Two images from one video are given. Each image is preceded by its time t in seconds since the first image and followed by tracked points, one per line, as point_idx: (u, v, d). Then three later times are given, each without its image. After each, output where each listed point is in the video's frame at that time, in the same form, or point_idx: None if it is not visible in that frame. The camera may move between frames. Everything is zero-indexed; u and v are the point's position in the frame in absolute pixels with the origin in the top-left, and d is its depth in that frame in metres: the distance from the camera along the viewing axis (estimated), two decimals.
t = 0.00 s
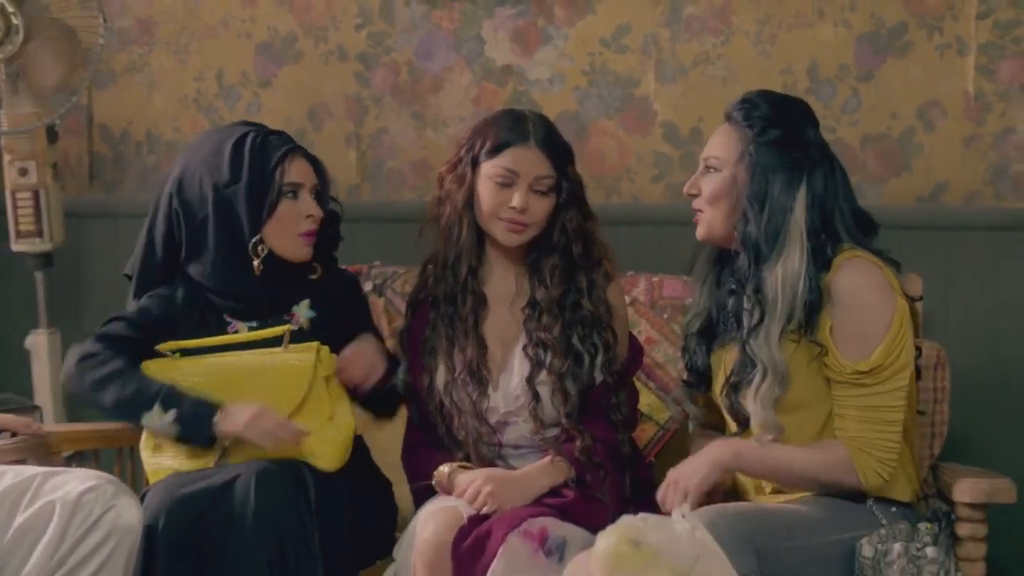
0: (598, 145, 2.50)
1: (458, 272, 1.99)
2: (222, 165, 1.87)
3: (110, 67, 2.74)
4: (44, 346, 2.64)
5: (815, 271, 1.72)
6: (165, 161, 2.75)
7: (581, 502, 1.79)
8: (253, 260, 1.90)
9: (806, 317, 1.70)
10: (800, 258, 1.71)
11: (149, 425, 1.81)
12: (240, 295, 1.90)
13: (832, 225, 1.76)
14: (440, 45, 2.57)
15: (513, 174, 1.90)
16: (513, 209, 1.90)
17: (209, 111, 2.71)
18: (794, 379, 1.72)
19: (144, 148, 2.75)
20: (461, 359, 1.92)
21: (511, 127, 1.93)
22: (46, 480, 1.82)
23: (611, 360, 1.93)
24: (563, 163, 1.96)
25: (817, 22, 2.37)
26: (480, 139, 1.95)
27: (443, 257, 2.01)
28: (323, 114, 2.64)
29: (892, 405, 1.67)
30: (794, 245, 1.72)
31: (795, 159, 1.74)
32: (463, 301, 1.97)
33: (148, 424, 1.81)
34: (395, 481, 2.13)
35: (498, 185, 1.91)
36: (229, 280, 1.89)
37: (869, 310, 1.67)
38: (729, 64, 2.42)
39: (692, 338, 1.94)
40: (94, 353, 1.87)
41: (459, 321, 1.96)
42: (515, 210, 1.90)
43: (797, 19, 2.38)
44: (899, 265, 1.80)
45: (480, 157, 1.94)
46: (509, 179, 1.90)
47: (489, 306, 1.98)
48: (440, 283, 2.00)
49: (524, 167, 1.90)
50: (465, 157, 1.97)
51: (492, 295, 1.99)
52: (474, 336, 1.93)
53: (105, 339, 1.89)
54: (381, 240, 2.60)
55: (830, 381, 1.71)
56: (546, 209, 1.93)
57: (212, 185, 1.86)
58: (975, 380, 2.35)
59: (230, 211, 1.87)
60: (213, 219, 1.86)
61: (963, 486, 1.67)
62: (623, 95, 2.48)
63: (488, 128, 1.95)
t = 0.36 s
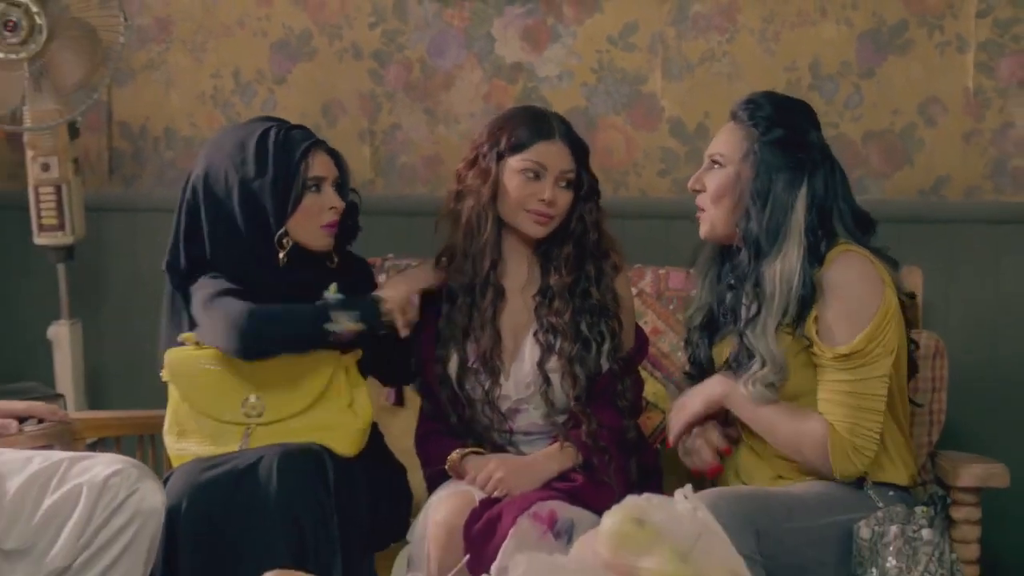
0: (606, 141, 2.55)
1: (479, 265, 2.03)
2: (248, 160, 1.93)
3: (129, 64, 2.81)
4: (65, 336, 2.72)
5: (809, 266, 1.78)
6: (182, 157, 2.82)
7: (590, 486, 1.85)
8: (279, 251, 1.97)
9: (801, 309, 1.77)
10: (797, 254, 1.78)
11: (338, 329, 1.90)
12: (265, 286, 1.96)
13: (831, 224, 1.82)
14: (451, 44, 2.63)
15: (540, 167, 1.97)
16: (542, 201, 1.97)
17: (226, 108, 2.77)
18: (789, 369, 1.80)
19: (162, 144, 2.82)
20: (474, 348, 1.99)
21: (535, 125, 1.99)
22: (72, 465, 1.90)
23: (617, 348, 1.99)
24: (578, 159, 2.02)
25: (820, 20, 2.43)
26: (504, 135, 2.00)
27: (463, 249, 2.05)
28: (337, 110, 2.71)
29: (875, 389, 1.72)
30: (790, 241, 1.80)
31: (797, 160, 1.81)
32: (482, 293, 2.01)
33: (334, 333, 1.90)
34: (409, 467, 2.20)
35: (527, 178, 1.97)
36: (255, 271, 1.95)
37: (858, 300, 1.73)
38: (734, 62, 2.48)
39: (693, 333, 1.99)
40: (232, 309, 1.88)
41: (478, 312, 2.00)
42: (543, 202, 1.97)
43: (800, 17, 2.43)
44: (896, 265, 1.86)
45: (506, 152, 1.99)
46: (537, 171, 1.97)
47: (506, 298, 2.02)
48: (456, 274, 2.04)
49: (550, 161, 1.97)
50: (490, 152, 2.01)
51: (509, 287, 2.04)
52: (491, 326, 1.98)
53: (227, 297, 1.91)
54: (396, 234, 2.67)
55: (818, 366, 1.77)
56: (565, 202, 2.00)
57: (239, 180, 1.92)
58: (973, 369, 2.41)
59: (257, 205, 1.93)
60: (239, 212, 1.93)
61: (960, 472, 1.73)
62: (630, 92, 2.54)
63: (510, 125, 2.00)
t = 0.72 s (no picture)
0: (618, 137, 2.61)
1: (499, 254, 2.11)
2: (288, 159, 2.01)
3: (151, 62, 2.88)
4: (89, 328, 2.79)
5: (809, 260, 1.86)
6: (203, 153, 2.88)
7: (602, 472, 1.93)
8: (325, 245, 2.05)
9: (801, 303, 1.85)
10: (796, 249, 1.86)
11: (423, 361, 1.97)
12: (307, 281, 2.04)
13: (830, 220, 1.89)
14: (466, 42, 2.69)
15: (559, 157, 2.03)
16: (562, 190, 2.03)
17: (246, 105, 2.84)
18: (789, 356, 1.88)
19: (183, 140, 2.89)
20: (492, 339, 2.05)
21: (553, 118, 2.07)
22: (101, 449, 1.97)
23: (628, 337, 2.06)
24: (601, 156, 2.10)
25: (827, 19, 2.48)
26: (525, 129, 2.07)
27: (484, 239, 2.13)
28: (354, 107, 2.77)
29: (868, 380, 1.80)
30: (790, 236, 1.87)
31: (794, 159, 1.88)
32: (501, 283, 2.09)
33: (418, 364, 1.97)
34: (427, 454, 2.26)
35: (546, 168, 2.03)
36: (296, 267, 2.03)
37: (854, 292, 1.81)
38: (742, 59, 2.53)
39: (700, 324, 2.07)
40: (323, 339, 1.91)
41: (496, 303, 2.08)
42: (563, 191, 2.03)
43: (807, 16, 2.48)
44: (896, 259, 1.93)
45: (526, 144, 2.06)
46: (556, 161, 2.03)
47: (524, 288, 2.10)
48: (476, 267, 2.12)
49: (568, 151, 2.04)
50: (510, 145, 2.09)
51: (526, 277, 2.11)
52: (508, 317, 2.05)
53: (310, 322, 1.94)
54: (411, 228, 2.74)
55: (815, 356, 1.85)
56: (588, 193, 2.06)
57: (281, 179, 2.00)
58: (977, 360, 2.46)
59: (300, 203, 2.01)
60: (282, 210, 2.01)
61: (959, 457, 1.79)
62: (641, 89, 2.59)
63: (530, 119, 2.08)
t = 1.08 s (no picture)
0: (630, 133, 2.67)
1: (526, 243, 2.20)
2: (316, 155, 2.07)
3: (174, 60, 2.94)
4: (114, 319, 2.86)
5: (805, 242, 1.95)
6: (224, 148, 2.95)
7: (617, 460, 1.99)
8: (347, 243, 2.12)
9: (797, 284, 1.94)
10: (789, 233, 1.95)
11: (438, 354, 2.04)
12: (329, 276, 2.11)
13: (823, 202, 1.98)
14: (482, 40, 2.74)
15: (550, 147, 2.11)
16: (550, 178, 2.10)
17: (266, 101, 2.90)
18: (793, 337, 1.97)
19: (205, 136, 2.95)
20: (517, 327, 2.15)
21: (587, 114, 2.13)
22: (130, 435, 2.03)
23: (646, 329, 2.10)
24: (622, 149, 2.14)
25: (835, 17, 2.53)
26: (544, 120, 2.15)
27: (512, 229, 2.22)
28: (372, 104, 2.83)
29: (868, 358, 1.88)
30: (782, 221, 1.96)
31: (782, 147, 1.97)
32: (525, 273, 2.18)
33: (436, 358, 2.05)
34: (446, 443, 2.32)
35: (541, 160, 2.12)
36: (316, 261, 2.10)
37: (852, 272, 1.90)
38: (752, 56, 2.58)
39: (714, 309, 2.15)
40: (343, 333, 1.99)
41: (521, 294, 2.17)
42: (552, 179, 2.10)
43: (816, 14, 2.53)
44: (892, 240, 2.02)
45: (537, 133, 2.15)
46: (547, 151, 2.11)
47: (545, 278, 2.18)
48: (504, 260, 2.21)
49: (559, 140, 2.10)
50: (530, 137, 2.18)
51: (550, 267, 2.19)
52: (532, 305, 2.15)
53: (331, 315, 2.03)
54: (427, 221, 2.80)
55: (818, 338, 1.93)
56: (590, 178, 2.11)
57: (309, 175, 2.07)
58: (982, 351, 2.51)
59: (325, 198, 2.08)
60: (307, 204, 2.07)
61: (960, 444, 1.84)
62: (653, 85, 2.64)
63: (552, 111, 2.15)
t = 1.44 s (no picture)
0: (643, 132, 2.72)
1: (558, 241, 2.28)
2: (356, 154, 2.15)
3: (196, 60, 3.01)
4: (138, 314, 2.92)
5: (818, 223, 2.01)
6: (245, 146, 3.01)
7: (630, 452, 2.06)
8: (388, 240, 2.21)
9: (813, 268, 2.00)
10: (802, 215, 2.01)
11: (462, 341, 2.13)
12: (363, 272, 2.19)
13: (828, 179, 2.05)
14: (498, 40, 2.80)
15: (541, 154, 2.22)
16: (544, 177, 2.19)
17: (287, 100, 2.97)
18: (802, 324, 2.00)
19: (226, 134, 3.02)
20: (542, 323, 2.21)
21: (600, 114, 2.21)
22: (156, 426, 2.10)
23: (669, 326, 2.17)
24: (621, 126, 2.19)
25: (845, 18, 2.57)
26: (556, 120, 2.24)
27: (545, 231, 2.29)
28: (391, 103, 2.90)
29: (893, 351, 1.97)
30: (792, 204, 2.01)
31: (785, 129, 2.03)
32: (553, 271, 2.26)
33: (458, 346, 2.14)
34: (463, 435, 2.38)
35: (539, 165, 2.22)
36: (351, 255, 2.17)
37: (876, 265, 1.97)
38: (763, 56, 2.63)
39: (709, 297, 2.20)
40: (369, 318, 2.08)
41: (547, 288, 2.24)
42: (545, 177, 2.19)
43: (826, 15, 2.58)
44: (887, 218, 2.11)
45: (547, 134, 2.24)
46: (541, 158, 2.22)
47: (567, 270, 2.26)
48: (536, 260, 2.28)
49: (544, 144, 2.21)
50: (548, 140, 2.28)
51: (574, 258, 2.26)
52: (552, 300, 2.22)
53: (357, 303, 2.11)
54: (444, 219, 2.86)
55: (839, 329, 2.00)
56: (559, 167, 2.17)
57: (348, 169, 2.14)
58: (987, 345, 2.56)
59: (368, 198, 2.16)
60: (350, 202, 2.15)
61: (961, 435, 1.90)
62: (666, 85, 2.70)
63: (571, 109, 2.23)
